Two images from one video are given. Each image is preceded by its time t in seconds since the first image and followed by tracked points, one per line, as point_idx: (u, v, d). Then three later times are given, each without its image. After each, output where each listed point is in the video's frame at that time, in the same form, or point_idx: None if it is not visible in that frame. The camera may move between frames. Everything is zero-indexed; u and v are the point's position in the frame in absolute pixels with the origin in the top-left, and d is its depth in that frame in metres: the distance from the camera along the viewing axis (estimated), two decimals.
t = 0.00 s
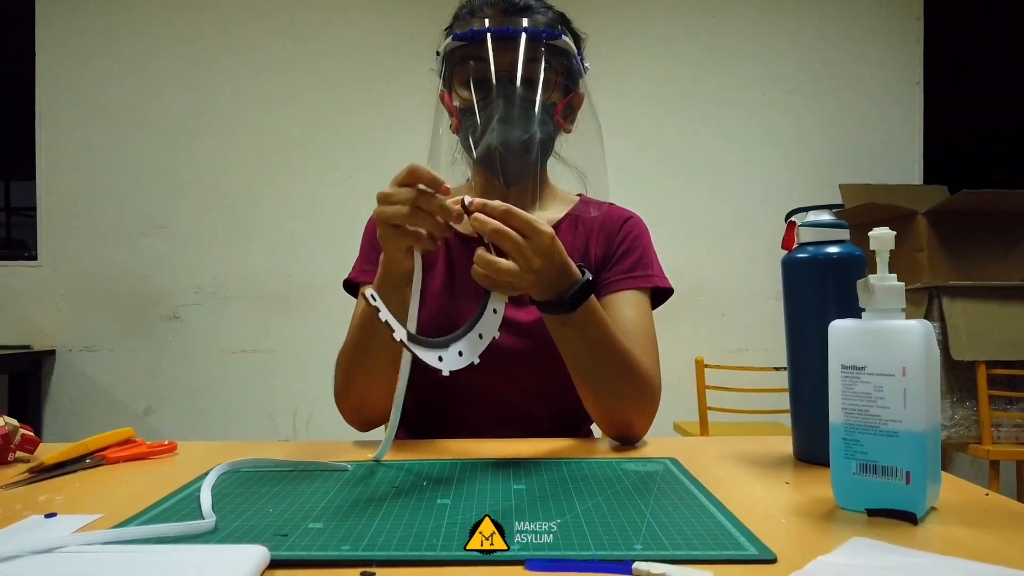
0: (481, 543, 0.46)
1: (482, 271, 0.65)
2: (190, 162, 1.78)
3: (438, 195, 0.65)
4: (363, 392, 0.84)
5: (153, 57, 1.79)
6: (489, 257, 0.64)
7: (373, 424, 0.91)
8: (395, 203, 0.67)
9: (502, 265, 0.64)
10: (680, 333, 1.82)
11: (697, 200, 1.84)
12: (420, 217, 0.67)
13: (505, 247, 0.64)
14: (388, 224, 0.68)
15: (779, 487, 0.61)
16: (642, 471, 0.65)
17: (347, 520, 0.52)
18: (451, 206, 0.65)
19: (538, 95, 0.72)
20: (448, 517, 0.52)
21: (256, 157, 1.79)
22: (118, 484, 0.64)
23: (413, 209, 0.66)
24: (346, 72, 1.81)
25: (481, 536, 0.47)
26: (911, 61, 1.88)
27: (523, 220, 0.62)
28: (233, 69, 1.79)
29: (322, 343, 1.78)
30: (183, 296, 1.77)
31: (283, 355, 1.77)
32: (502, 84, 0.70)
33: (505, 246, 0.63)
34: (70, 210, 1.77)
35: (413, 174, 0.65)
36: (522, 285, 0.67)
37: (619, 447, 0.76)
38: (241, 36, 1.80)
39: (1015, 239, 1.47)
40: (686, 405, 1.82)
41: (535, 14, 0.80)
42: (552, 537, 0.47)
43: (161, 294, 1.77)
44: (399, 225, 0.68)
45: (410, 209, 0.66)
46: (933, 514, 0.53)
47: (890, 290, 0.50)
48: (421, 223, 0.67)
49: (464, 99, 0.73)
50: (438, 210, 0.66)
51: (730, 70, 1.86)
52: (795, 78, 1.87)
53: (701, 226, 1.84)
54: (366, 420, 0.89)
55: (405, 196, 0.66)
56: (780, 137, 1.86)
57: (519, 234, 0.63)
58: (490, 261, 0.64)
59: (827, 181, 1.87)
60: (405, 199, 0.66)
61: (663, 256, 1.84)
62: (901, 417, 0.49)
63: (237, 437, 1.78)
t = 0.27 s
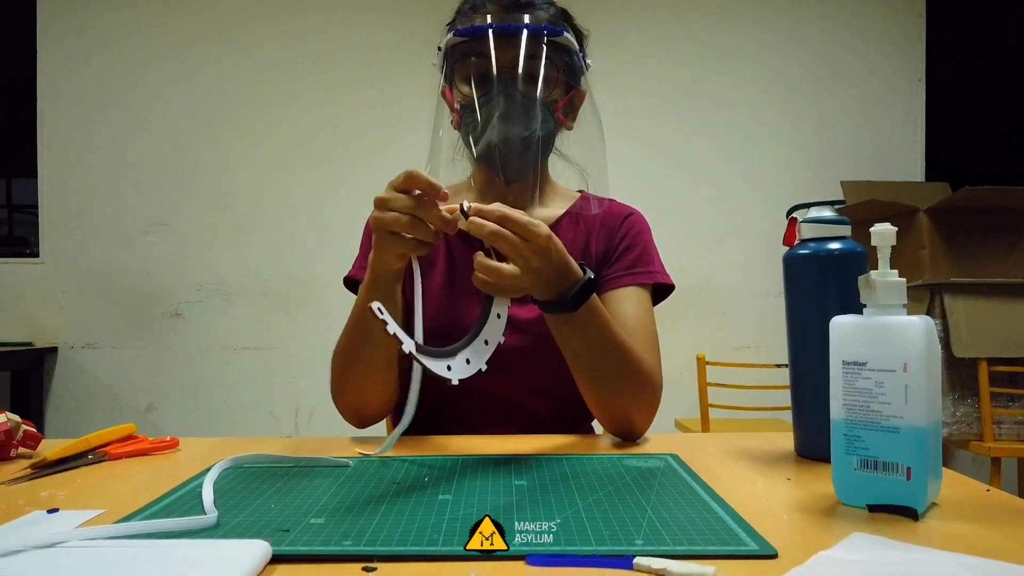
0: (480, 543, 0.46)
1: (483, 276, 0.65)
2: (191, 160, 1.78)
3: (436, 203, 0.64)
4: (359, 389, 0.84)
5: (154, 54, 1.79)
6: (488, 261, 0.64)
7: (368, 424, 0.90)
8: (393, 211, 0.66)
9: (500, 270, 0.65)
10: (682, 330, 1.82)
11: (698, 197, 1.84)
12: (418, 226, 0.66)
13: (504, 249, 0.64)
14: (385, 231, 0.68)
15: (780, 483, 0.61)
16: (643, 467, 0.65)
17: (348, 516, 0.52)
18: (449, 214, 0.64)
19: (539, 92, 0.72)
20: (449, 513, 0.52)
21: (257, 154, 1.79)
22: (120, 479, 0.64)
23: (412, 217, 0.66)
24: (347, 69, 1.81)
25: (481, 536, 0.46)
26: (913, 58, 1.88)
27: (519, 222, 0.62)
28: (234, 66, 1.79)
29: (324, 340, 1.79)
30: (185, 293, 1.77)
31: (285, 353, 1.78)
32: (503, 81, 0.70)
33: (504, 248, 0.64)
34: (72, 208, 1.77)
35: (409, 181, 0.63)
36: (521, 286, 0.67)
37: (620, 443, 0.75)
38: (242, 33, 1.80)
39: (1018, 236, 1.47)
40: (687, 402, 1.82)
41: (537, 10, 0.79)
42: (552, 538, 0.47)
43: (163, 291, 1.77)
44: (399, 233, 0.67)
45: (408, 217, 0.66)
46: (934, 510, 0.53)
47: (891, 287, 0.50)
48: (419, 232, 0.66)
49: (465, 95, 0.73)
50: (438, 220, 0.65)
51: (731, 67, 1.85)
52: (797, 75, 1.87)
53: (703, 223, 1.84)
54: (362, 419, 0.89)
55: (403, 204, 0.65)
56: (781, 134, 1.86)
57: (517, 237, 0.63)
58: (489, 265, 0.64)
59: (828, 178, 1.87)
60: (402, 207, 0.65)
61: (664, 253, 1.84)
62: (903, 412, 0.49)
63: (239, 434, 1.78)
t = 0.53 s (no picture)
0: (481, 543, 0.46)
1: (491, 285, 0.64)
2: (192, 159, 1.78)
3: (446, 204, 0.64)
4: (365, 389, 0.85)
5: (155, 53, 1.79)
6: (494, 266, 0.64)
7: (375, 424, 0.90)
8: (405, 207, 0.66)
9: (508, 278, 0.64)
10: (683, 329, 1.82)
11: (700, 196, 1.84)
12: (426, 224, 0.65)
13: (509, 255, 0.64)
14: (397, 228, 0.67)
15: (781, 483, 0.61)
16: (645, 467, 0.65)
17: (350, 515, 0.52)
18: (458, 216, 0.64)
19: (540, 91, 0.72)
20: (449, 513, 0.52)
21: (258, 153, 1.79)
22: (123, 479, 0.64)
23: (421, 214, 0.65)
24: (348, 69, 1.81)
25: (481, 536, 0.46)
26: (915, 56, 1.87)
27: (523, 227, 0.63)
28: (235, 65, 1.79)
29: (325, 340, 1.79)
30: (187, 292, 1.77)
31: (286, 352, 1.78)
32: (504, 79, 0.70)
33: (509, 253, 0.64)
34: (73, 207, 1.78)
35: (424, 180, 0.63)
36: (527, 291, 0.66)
37: (619, 443, 0.76)
38: (243, 32, 1.79)
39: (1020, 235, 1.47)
40: (689, 401, 1.82)
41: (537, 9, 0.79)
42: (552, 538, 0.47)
43: (165, 290, 1.77)
44: (407, 230, 0.67)
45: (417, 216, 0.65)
46: (935, 510, 0.53)
47: (892, 287, 0.50)
48: (426, 229, 0.65)
49: (466, 93, 0.73)
50: (446, 219, 0.64)
51: (733, 66, 1.85)
52: (798, 73, 1.86)
53: (704, 222, 1.84)
54: (369, 419, 0.89)
55: (414, 200, 0.65)
56: (783, 133, 1.86)
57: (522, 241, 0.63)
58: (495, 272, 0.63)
59: (829, 178, 1.87)
60: (414, 204, 0.65)
61: (666, 252, 1.84)
62: (903, 412, 0.49)
63: (241, 433, 1.78)
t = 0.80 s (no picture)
0: (481, 543, 0.45)
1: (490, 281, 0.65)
2: (193, 158, 1.79)
3: (442, 206, 0.64)
4: (364, 388, 0.85)
5: (157, 52, 1.79)
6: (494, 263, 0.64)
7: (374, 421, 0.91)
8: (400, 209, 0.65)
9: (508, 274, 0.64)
10: (684, 328, 1.82)
11: (701, 195, 1.84)
12: (422, 225, 0.65)
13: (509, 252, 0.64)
14: (393, 231, 0.67)
15: (783, 480, 0.60)
16: (646, 464, 0.65)
17: (350, 512, 0.52)
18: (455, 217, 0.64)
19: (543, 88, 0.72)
20: (450, 510, 0.52)
21: (260, 152, 1.79)
22: (125, 475, 0.64)
23: (417, 215, 0.65)
24: (349, 68, 1.81)
25: (480, 537, 0.45)
26: (917, 55, 1.87)
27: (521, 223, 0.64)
28: (237, 65, 1.80)
29: (326, 338, 1.79)
30: (188, 291, 1.77)
31: (287, 350, 1.78)
32: (507, 77, 0.70)
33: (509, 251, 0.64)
34: (75, 206, 1.78)
35: (420, 182, 0.63)
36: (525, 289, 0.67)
37: (620, 441, 0.76)
38: (244, 32, 1.80)
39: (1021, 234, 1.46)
40: (690, 400, 1.82)
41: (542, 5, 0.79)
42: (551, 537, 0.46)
43: (166, 289, 1.77)
44: (404, 231, 0.66)
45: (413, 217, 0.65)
46: (937, 506, 0.53)
47: (894, 283, 0.50)
48: (424, 229, 0.65)
49: (469, 90, 0.73)
50: (442, 219, 0.64)
51: (734, 65, 1.85)
52: (800, 72, 1.86)
53: (705, 221, 1.84)
54: (368, 417, 0.89)
55: (409, 202, 0.64)
56: (784, 132, 1.85)
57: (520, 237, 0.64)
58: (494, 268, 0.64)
59: (831, 177, 1.87)
60: (409, 205, 0.64)
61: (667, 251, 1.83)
62: (905, 409, 0.49)
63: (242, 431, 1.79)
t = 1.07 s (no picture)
0: (480, 543, 0.44)
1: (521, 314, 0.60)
2: (198, 154, 1.78)
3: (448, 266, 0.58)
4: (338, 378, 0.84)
5: (161, 47, 1.79)
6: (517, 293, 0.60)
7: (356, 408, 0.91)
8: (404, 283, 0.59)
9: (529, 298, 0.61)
10: (690, 323, 1.82)
11: (707, 190, 1.83)
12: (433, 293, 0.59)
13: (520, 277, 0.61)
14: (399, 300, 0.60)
15: (793, 475, 0.60)
16: (655, 459, 0.64)
17: (357, 507, 0.52)
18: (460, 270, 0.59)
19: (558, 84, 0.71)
20: (456, 506, 0.51)
21: (264, 148, 1.79)
22: (132, 470, 0.64)
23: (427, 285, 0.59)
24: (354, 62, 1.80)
25: (480, 537, 0.45)
26: (925, 48, 1.85)
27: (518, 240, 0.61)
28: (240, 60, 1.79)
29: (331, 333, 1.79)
30: (193, 287, 1.77)
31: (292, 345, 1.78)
32: (524, 70, 0.69)
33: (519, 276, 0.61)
34: (80, 201, 1.78)
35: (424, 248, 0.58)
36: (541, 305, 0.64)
37: (628, 437, 0.75)
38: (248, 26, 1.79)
39: None
40: (695, 395, 1.82)
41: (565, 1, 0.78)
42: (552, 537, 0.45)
43: (171, 285, 1.78)
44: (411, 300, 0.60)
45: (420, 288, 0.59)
46: (949, 502, 0.52)
47: (908, 277, 0.50)
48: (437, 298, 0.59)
49: (485, 80, 0.71)
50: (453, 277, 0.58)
51: (740, 59, 1.84)
52: (807, 66, 1.85)
53: (711, 215, 1.83)
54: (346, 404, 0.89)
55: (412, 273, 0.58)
56: (791, 126, 1.84)
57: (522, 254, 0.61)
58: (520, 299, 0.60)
59: (838, 171, 1.86)
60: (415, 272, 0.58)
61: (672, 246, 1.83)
62: (918, 404, 0.48)
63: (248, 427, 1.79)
